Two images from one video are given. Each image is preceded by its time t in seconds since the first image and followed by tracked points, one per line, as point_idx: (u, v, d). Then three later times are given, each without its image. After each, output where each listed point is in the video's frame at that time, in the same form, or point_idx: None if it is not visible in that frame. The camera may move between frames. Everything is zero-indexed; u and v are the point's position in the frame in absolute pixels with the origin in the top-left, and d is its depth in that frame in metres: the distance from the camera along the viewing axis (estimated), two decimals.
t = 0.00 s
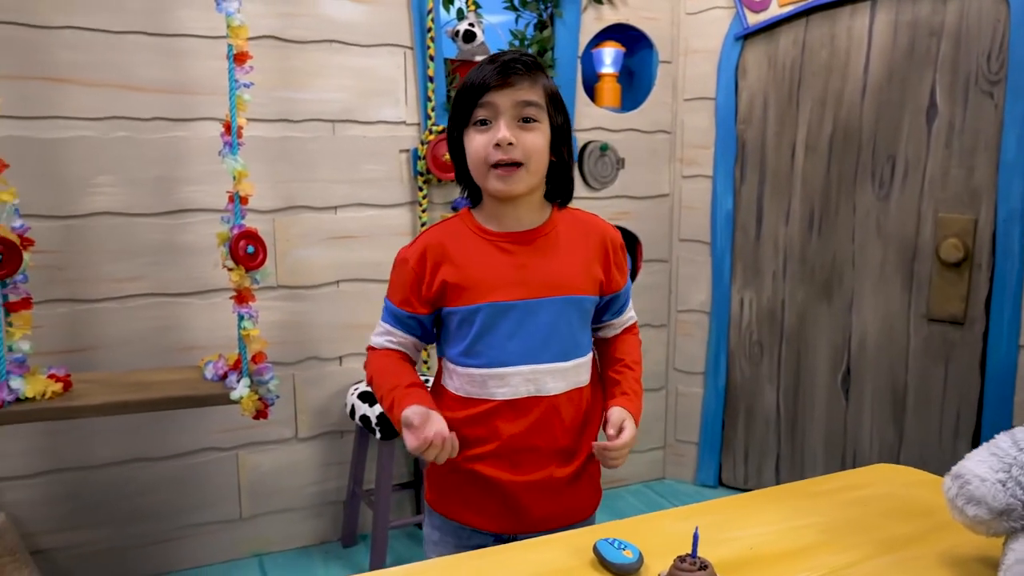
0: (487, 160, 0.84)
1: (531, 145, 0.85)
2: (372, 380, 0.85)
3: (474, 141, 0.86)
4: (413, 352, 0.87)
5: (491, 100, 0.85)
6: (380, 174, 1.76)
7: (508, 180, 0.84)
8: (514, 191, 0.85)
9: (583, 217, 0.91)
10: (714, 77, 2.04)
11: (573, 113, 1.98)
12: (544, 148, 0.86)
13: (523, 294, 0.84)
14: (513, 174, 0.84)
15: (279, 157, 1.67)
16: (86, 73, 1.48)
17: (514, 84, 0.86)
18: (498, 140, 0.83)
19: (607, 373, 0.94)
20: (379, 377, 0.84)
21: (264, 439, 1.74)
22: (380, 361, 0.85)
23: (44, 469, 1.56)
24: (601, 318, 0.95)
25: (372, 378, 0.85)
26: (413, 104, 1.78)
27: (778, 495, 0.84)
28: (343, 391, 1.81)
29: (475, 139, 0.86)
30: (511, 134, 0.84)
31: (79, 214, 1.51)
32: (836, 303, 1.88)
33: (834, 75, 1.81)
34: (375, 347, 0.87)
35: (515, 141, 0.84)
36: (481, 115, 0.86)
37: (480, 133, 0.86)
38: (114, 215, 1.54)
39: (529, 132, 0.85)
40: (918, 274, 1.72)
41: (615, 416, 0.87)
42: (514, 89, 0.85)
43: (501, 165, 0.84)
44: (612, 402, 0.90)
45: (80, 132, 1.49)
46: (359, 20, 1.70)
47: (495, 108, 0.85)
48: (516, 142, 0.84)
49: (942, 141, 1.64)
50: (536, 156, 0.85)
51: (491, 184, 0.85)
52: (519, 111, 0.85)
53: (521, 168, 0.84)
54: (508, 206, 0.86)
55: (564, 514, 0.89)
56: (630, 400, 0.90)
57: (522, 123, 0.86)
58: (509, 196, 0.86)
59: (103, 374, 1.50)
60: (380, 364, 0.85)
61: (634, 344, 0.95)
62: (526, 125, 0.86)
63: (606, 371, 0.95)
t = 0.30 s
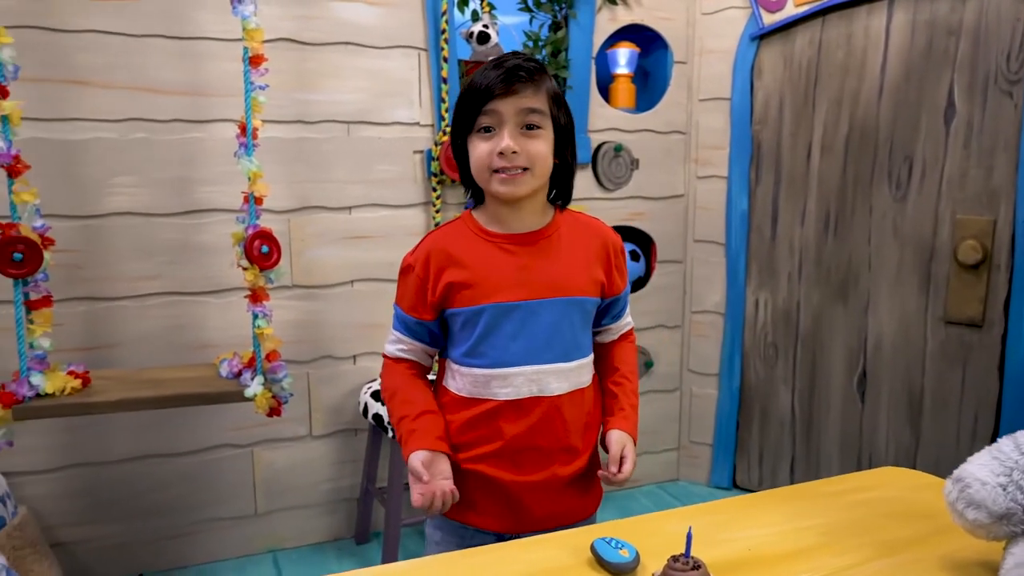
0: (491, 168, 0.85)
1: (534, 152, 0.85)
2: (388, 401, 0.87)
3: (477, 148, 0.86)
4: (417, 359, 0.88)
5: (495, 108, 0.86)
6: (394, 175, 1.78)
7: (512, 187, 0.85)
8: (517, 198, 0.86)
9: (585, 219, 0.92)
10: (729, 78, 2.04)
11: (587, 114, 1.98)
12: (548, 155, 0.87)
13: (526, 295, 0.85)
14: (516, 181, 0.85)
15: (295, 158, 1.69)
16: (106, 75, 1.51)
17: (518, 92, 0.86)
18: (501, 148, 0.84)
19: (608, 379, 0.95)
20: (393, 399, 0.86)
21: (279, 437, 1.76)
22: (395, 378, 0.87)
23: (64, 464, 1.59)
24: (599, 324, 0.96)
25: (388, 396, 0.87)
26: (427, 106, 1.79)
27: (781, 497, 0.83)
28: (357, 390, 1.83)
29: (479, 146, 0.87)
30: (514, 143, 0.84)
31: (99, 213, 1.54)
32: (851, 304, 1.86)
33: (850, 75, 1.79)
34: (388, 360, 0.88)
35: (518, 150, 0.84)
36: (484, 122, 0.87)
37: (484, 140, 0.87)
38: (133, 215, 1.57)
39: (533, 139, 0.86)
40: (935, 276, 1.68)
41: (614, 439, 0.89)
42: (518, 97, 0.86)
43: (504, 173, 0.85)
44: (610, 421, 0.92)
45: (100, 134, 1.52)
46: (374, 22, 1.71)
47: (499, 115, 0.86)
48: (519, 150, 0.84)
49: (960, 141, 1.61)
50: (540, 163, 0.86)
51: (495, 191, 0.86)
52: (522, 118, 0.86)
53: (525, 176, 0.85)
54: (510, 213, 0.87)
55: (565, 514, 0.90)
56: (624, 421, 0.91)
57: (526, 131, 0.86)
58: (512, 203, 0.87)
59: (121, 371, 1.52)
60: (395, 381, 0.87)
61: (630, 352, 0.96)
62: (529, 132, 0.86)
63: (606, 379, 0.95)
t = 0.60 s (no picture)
0: (488, 170, 0.87)
1: (532, 155, 0.87)
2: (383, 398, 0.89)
3: (475, 151, 0.88)
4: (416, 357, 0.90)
5: (492, 111, 0.87)
6: (405, 176, 1.79)
7: (509, 190, 0.87)
8: (515, 200, 0.88)
9: (585, 221, 0.93)
10: (741, 79, 2.03)
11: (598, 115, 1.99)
12: (545, 157, 0.88)
13: (524, 295, 0.86)
14: (513, 183, 0.87)
15: (307, 159, 1.71)
16: (122, 78, 1.54)
17: (515, 95, 0.88)
18: (498, 151, 0.86)
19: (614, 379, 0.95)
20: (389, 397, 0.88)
21: (291, 434, 1.78)
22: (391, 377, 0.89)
23: (81, 459, 1.63)
24: (603, 325, 0.96)
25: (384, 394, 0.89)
26: (438, 107, 1.81)
27: (780, 499, 0.83)
28: (369, 389, 1.85)
29: (477, 148, 0.88)
30: (510, 146, 0.86)
31: (116, 214, 1.57)
32: (864, 306, 1.83)
33: (863, 76, 1.77)
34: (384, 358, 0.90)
35: (514, 153, 0.86)
36: (482, 125, 0.89)
37: (481, 143, 0.88)
38: (149, 215, 1.59)
39: (530, 141, 0.88)
40: (949, 277, 1.65)
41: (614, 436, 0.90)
42: (515, 101, 0.87)
43: (502, 175, 0.86)
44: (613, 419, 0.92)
45: (116, 135, 1.55)
46: (386, 25, 1.73)
47: (496, 118, 0.88)
48: (516, 153, 0.86)
49: (974, 142, 1.57)
50: (537, 166, 0.88)
51: (493, 193, 0.87)
52: (519, 122, 0.87)
53: (522, 179, 0.87)
54: (508, 216, 0.89)
55: (562, 513, 0.91)
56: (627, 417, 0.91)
57: (523, 134, 0.88)
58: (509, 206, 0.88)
59: (136, 368, 1.55)
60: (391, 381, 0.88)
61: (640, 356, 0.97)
62: (527, 135, 0.88)
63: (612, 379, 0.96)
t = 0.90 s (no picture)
0: (488, 165, 0.89)
1: (531, 151, 0.89)
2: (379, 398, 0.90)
3: (476, 145, 0.90)
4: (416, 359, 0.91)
5: (494, 108, 0.89)
6: (417, 178, 1.81)
7: (507, 185, 0.88)
8: (513, 196, 0.89)
9: (584, 227, 0.96)
10: (754, 80, 2.02)
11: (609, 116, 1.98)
12: (546, 155, 0.90)
13: (524, 300, 0.89)
14: (512, 179, 0.89)
15: (320, 161, 1.73)
16: (138, 82, 1.57)
17: (517, 93, 0.90)
18: (498, 146, 0.88)
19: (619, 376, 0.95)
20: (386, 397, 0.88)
21: (304, 433, 1.80)
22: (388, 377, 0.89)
23: (98, 456, 1.65)
24: (614, 327, 0.98)
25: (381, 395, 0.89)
26: (450, 109, 1.82)
27: (779, 503, 0.83)
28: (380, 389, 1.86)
29: (477, 144, 0.90)
30: (510, 141, 0.88)
31: (132, 215, 1.60)
32: (877, 308, 1.81)
33: (878, 76, 1.75)
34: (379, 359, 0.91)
35: (514, 148, 0.88)
36: (483, 122, 0.91)
37: (482, 138, 0.90)
38: (164, 217, 1.62)
39: (530, 139, 0.89)
40: (964, 281, 1.62)
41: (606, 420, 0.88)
42: (517, 98, 0.89)
43: (500, 170, 0.89)
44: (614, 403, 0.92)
45: (132, 138, 1.58)
46: (398, 28, 1.74)
47: (497, 115, 0.90)
48: (516, 148, 0.88)
49: (990, 143, 1.54)
50: (537, 164, 0.90)
51: (492, 189, 0.89)
52: (521, 119, 0.89)
53: (521, 175, 0.89)
54: (506, 212, 0.91)
55: (561, 515, 0.94)
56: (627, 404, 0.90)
57: (524, 131, 0.90)
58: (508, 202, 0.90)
59: (151, 367, 1.58)
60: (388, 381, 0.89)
61: (657, 351, 0.96)
62: (527, 132, 0.90)
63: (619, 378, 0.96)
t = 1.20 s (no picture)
0: (497, 173, 0.88)
1: (540, 155, 0.89)
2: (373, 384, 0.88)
3: (483, 155, 0.89)
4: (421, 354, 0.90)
5: (498, 115, 0.89)
6: (428, 177, 1.82)
7: (520, 190, 0.88)
8: (526, 200, 0.89)
9: (586, 227, 0.96)
10: (767, 80, 2.01)
11: (620, 116, 1.98)
12: (553, 156, 0.90)
13: (526, 302, 0.89)
14: (523, 183, 0.88)
15: (331, 161, 1.74)
16: (152, 83, 1.59)
17: (519, 98, 0.89)
18: (507, 153, 0.87)
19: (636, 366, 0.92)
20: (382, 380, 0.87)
21: (314, 431, 1.81)
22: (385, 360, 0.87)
23: (112, 452, 1.68)
24: (623, 322, 0.96)
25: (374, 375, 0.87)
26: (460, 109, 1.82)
27: (779, 505, 0.83)
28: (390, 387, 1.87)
29: (484, 153, 0.90)
30: (519, 148, 0.88)
31: (146, 214, 1.62)
32: (891, 309, 1.76)
33: (892, 75, 1.70)
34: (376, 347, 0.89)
35: (523, 153, 0.88)
36: (488, 130, 0.90)
37: (489, 147, 0.90)
38: (178, 216, 1.64)
39: (538, 143, 0.89)
40: (980, 283, 1.55)
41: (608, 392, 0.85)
42: (520, 103, 0.89)
43: (511, 176, 0.88)
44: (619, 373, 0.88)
45: (146, 138, 1.60)
46: (409, 28, 1.75)
47: (502, 122, 0.89)
48: (525, 154, 0.88)
49: (1007, 142, 1.47)
50: (547, 166, 0.90)
51: (502, 197, 0.89)
52: (526, 123, 0.89)
53: (532, 179, 0.89)
54: (515, 215, 0.91)
55: (566, 512, 0.94)
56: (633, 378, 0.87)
57: (530, 135, 0.90)
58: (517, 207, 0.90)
59: (164, 364, 1.60)
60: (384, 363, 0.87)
61: (672, 335, 0.91)
62: (534, 137, 0.90)
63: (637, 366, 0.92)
